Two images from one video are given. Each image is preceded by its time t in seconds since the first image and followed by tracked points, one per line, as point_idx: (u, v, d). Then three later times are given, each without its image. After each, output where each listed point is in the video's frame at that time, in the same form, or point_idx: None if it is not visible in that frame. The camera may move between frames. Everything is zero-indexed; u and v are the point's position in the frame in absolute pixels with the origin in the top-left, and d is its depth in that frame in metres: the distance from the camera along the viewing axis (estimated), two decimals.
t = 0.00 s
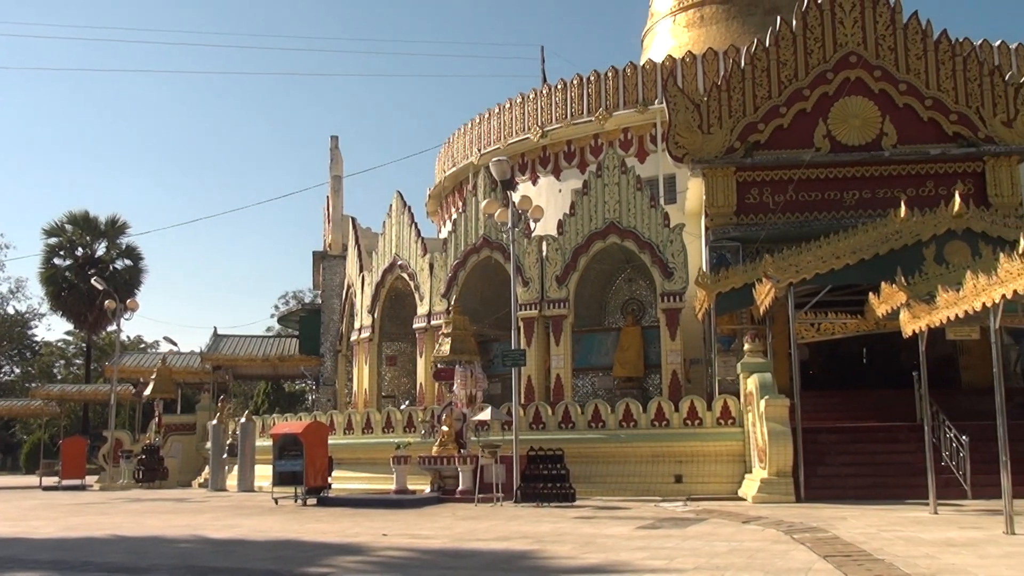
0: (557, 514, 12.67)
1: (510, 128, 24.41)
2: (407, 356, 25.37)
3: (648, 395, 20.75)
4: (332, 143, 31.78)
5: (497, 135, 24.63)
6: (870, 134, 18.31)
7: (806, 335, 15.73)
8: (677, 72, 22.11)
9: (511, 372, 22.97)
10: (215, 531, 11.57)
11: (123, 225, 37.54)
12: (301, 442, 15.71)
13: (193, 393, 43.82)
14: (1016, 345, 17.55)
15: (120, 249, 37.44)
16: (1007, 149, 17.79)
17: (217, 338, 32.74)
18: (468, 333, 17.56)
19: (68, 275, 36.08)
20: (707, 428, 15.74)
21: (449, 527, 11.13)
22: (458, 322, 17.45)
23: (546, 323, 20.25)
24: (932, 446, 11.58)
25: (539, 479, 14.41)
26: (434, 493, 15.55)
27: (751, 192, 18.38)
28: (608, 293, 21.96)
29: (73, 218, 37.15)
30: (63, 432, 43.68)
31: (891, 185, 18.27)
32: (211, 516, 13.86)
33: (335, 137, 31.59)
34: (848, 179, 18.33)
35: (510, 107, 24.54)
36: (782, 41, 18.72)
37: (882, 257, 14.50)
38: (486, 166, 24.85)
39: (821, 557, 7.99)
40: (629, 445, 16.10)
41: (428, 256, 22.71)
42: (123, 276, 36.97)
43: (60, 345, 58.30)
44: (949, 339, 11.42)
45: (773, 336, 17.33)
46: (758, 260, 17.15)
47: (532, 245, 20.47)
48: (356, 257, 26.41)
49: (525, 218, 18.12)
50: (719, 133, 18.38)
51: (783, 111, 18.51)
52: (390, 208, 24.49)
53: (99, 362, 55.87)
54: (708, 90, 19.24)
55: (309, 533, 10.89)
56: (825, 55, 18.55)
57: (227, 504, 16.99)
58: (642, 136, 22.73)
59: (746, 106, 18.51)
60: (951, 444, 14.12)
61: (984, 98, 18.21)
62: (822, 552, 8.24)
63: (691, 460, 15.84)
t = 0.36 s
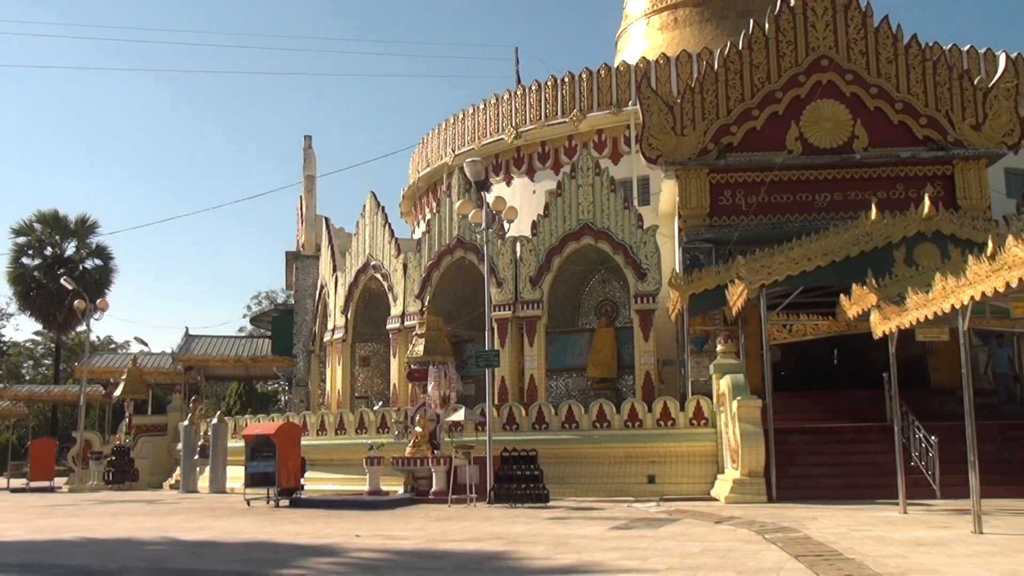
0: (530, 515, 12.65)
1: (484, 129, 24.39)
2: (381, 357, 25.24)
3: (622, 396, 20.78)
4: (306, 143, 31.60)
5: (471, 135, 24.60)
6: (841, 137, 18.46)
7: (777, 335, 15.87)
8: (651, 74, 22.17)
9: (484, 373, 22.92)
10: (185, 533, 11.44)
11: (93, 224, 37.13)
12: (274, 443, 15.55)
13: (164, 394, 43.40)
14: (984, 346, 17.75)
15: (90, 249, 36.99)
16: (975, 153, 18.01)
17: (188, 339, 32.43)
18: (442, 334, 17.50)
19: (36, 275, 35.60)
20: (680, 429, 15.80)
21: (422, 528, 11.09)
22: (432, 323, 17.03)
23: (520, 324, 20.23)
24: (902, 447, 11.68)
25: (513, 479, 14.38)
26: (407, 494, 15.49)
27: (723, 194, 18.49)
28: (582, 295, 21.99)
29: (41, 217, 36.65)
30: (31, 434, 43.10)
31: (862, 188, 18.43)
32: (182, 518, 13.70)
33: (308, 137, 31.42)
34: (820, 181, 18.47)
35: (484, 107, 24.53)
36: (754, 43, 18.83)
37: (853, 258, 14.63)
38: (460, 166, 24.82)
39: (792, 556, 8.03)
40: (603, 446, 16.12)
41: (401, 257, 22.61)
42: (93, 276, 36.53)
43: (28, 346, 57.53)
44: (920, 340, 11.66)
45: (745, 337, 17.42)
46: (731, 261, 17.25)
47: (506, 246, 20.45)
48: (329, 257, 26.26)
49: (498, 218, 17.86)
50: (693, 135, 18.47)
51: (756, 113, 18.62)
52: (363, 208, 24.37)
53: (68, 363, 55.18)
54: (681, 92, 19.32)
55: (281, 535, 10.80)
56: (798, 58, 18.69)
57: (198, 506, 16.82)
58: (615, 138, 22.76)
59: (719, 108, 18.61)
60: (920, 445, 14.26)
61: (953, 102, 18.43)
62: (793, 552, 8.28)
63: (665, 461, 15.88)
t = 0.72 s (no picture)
0: (513, 516, 12.64)
1: (467, 130, 24.40)
2: (363, 357, 25.14)
3: (604, 397, 20.80)
4: (288, 143, 31.47)
5: (454, 136, 24.60)
6: (823, 139, 18.57)
7: (759, 337, 15.92)
8: (634, 75, 22.22)
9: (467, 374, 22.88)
10: (166, 534, 11.37)
11: (72, 223, 36.82)
12: (256, 444, 15.46)
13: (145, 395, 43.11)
14: (963, 348, 17.90)
15: (70, 249, 36.69)
16: (955, 156, 18.15)
17: (168, 339, 32.21)
18: (425, 335, 17.48)
19: (15, 275, 35.26)
20: (662, 430, 15.83)
21: (405, 529, 11.05)
22: (415, 324, 17.28)
23: (502, 324, 20.23)
24: (882, 448, 11.75)
25: (495, 480, 14.37)
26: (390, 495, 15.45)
27: (706, 196, 18.54)
28: (565, 296, 22.02)
29: (20, 216, 36.30)
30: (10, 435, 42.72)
31: (843, 190, 18.53)
32: (163, 520, 13.59)
33: (290, 137, 31.32)
34: (802, 183, 18.56)
35: (467, 108, 24.54)
36: (736, 46, 18.92)
37: (834, 260, 14.72)
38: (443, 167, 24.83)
39: (773, 557, 8.06)
40: (585, 447, 16.13)
41: (384, 257, 22.56)
42: (73, 276, 36.22)
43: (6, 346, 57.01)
44: (898, 341, 11.64)
45: (727, 338, 17.48)
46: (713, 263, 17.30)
47: (489, 247, 20.43)
48: (311, 258, 26.16)
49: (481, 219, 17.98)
50: (675, 137, 18.53)
51: (738, 115, 18.70)
52: (346, 208, 24.30)
53: (48, 364, 54.73)
54: (663, 94, 19.38)
55: (262, 537, 10.74)
56: (779, 60, 18.79)
57: (179, 507, 16.69)
58: (598, 139, 22.78)
59: (701, 110, 18.68)
60: (900, 446, 14.34)
61: (933, 105, 18.57)
62: (775, 552, 8.32)
63: (647, 462, 15.91)
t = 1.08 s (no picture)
0: (497, 517, 12.64)
1: (453, 131, 24.39)
2: (348, 358, 25.05)
3: (589, 398, 20.82)
4: (273, 142, 31.35)
5: (440, 137, 24.59)
6: (807, 142, 18.66)
7: (744, 338, 15.94)
8: (620, 77, 22.26)
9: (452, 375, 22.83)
10: (149, 535, 11.29)
11: (55, 221, 36.56)
12: (239, 444, 15.47)
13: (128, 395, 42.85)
14: (946, 350, 18.02)
15: (52, 248, 36.42)
16: (938, 159, 18.28)
17: (152, 339, 32.00)
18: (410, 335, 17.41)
19: None
20: (647, 431, 15.84)
21: (389, 530, 11.04)
22: (401, 324, 16.98)
23: (487, 325, 20.21)
24: (865, 449, 11.81)
25: (480, 481, 14.36)
26: (374, 497, 15.42)
27: (691, 197, 18.61)
28: (550, 297, 22.03)
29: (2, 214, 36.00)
30: None
31: (828, 193, 18.62)
32: (146, 520, 13.51)
33: (275, 137, 31.23)
34: (786, 185, 18.65)
35: (453, 109, 24.53)
36: (722, 48, 18.98)
37: (818, 262, 14.80)
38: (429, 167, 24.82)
39: (757, 558, 8.09)
40: (569, 448, 16.14)
41: (369, 258, 22.51)
42: (55, 275, 35.96)
43: None
44: (881, 343, 11.72)
45: (711, 340, 17.52)
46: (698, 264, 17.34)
47: (474, 248, 20.42)
48: (296, 258, 26.08)
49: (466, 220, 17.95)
50: (661, 139, 18.58)
51: (724, 118, 18.76)
52: (331, 208, 24.23)
53: (30, 364, 54.30)
54: (649, 96, 19.42)
55: (246, 537, 10.70)
56: (764, 63, 18.87)
57: (162, 507, 16.60)
58: (584, 141, 22.80)
59: (687, 112, 18.73)
60: (883, 447, 14.41)
61: (917, 108, 18.69)
62: (758, 553, 8.36)
63: (631, 463, 15.93)
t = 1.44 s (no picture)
0: (482, 518, 12.62)
1: (439, 131, 24.37)
2: (333, 358, 24.96)
3: (574, 399, 20.82)
4: (258, 142, 31.22)
5: (426, 137, 24.57)
6: (792, 144, 18.74)
7: (728, 340, 15.97)
8: (606, 78, 22.29)
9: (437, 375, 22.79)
10: (131, 536, 11.21)
11: (38, 221, 36.31)
12: (222, 444, 15.35)
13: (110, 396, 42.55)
14: (928, 351, 18.14)
15: (35, 247, 36.15)
16: (921, 162, 18.41)
17: (135, 339, 31.78)
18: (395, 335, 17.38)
19: None
20: (632, 432, 15.84)
21: (373, 531, 11.01)
22: (385, 325, 17.02)
23: (473, 326, 20.20)
24: (848, 450, 11.87)
25: (464, 482, 14.34)
26: (358, 498, 15.35)
27: (676, 199, 18.65)
28: (535, 298, 22.05)
29: None
30: None
31: (812, 195, 18.69)
32: (128, 521, 13.42)
33: (260, 136, 31.11)
34: (771, 187, 18.73)
35: (439, 109, 24.51)
36: (708, 50, 19.04)
37: (802, 264, 14.86)
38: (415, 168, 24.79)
39: (740, 558, 8.12)
40: (555, 448, 16.14)
41: (354, 258, 22.46)
42: (38, 275, 35.69)
43: None
44: (864, 345, 11.72)
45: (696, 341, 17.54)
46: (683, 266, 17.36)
47: (460, 248, 20.40)
48: (281, 257, 25.97)
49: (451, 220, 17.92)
50: (646, 140, 18.62)
51: (709, 119, 18.82)
52: (316, 208, 24.16)
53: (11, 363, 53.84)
54: (635, 97, 19.47)
55: (230, 538, 10.65)
56: (750, 65, 18.94)
57: (145, 508, 16.49)
58: (570, 141, 22.82)
59: (672, 114, 18.78)
60: (866, 448, 14.51)
61: (901, 112, 18.81)
62: (742, 553, 8.40)
63: (616, 463, 15.93)
